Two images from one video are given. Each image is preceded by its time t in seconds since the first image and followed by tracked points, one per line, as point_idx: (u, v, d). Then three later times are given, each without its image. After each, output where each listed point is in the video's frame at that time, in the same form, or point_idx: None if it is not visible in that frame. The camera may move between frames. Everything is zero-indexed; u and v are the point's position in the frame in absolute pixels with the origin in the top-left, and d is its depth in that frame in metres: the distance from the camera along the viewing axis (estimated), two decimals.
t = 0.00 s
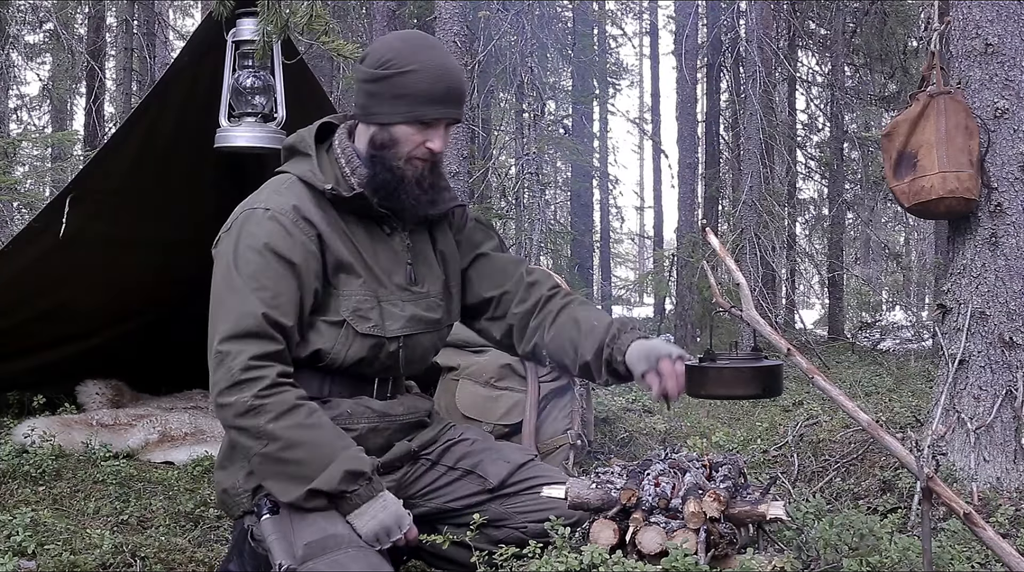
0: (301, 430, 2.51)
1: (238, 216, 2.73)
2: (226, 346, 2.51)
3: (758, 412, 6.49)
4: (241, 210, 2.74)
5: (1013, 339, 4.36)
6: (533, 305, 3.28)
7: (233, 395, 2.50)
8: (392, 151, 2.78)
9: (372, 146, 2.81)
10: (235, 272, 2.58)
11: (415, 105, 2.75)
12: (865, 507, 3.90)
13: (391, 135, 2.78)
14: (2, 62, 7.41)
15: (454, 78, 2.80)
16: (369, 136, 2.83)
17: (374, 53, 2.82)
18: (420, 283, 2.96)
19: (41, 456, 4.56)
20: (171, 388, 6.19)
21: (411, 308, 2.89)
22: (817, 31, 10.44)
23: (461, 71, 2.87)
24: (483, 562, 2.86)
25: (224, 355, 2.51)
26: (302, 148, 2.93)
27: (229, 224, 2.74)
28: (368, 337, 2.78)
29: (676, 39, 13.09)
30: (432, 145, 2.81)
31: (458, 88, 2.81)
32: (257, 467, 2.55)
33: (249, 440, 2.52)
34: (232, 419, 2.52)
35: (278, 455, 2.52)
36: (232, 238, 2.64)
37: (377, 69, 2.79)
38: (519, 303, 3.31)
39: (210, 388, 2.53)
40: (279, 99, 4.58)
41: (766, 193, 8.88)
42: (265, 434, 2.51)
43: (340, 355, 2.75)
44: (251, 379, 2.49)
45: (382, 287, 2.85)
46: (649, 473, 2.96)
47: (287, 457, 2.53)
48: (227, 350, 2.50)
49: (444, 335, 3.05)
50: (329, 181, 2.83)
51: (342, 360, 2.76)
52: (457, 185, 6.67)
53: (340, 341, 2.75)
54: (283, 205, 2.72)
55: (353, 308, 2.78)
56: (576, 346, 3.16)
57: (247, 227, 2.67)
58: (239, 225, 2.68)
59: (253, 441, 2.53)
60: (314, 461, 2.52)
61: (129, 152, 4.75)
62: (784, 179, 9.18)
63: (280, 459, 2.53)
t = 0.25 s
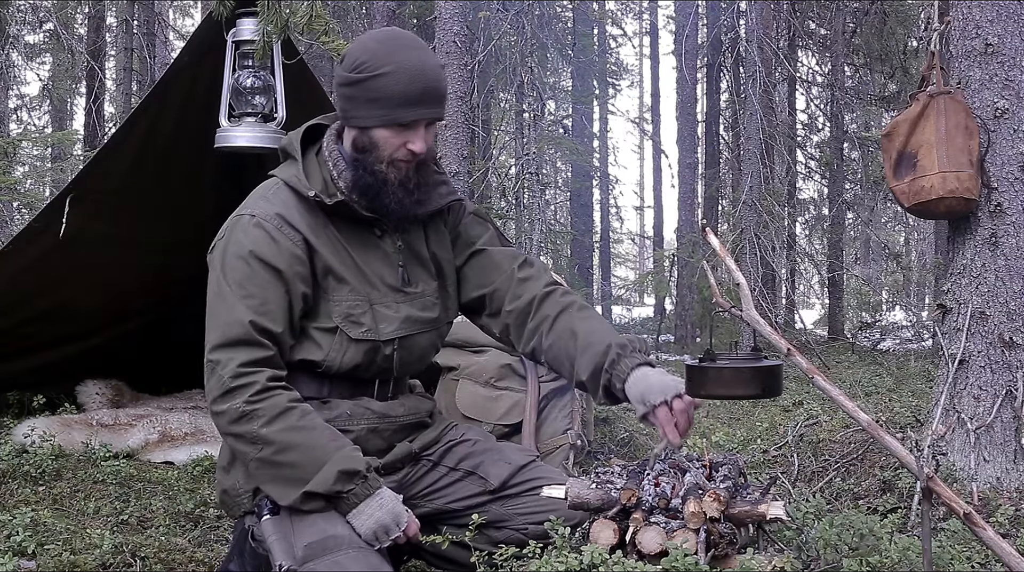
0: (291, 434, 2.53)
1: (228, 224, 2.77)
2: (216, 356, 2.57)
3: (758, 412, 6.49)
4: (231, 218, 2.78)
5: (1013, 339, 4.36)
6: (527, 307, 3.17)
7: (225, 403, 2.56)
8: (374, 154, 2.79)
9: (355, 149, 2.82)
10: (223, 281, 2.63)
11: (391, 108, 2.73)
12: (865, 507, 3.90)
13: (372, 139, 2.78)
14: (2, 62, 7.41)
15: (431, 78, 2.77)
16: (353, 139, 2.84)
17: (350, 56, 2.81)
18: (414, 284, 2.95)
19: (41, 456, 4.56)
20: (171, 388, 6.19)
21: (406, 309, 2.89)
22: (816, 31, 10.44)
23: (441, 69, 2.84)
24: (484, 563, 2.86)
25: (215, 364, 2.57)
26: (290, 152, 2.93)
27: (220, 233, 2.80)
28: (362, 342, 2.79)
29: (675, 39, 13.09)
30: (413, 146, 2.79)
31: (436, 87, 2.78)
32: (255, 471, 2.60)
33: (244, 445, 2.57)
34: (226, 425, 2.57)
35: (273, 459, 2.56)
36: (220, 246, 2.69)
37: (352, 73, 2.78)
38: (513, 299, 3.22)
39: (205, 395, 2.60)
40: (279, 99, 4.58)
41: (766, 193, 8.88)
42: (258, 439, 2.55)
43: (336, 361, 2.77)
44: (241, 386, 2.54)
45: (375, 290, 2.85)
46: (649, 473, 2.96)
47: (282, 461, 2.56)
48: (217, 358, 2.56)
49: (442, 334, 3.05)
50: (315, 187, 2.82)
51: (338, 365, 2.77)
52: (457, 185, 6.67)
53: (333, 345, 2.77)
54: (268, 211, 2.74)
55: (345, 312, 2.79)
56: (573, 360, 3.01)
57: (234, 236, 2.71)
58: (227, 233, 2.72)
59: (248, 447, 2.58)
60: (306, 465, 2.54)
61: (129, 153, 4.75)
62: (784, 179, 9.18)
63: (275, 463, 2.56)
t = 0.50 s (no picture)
0: (287, 438, 2.54)
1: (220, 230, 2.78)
2: (211, 362, 2.57)
3: (759, 412, 6.49)
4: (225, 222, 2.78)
5: (1013, 339, 4.36)
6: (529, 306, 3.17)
7: (222, 408, 2.56)
8: (366, 158, 2.82)
9: (348, 151, 2.85)
10: (217, 285, 2.63)
11: (383, 112, 2.77)
12: (865, 507, 3.90)
13: (364, 142, 2.82)
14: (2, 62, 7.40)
15: (422, 82, 2.80)
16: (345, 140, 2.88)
17: (343, 59, 2.85)
18: (410, 286, 2.96)
19: (41, 456, 4.56)
20: (171, 388, 6.19)
21: (403, 311, 2.89)
22: (817, 31, 10.44)
23: (433, 72, 2.87)
24: (484, 563, 2.86)
25: (211, 368, 2.57)
26: (284, 154, 2.93)
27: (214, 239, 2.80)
28: (359, 344, 2.79)
29: (675, 39, 13.09)
30: (406, 150, 2.84)
31: (428, 91, 2.81)
32: (253, 475, 2.61)
33: (242, 450, 2.58)
34: (223, 430, 2.58)
35: (271, 463, 2.57)
36: (214, 251, 2.69)
37: (345, 77, 2.81)
38: (514, 298, 3.21)
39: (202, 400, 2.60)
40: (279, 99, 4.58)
41: (766, 193, 8.88)
42: (255, 443, 2.56)
43: (334, 365, 2.77)
44: (237, 391, 2.54)
45: (372, 293, 2.85)
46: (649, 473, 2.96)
47: (280, 465, 2.57)
48: (213, 363, 2.57)
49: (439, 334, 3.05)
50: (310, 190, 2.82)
51: (335, 368, 2.78)
52: (458, 184, 6.68)
53: (330, 348, 2.77)
54: (261, 214, 2.74)
55: (341, 316, 2.79)
56: (572, 357, 3.01)
57: (227, 241, 2.71)
58: (221, 237, 2.73)
59: (246, 451, 2.58)
60: (304, 468, 2.55)
61: (129, 152, 4.75)
62: (784, 178, 9.18)
63: (272, 467, 2.57)
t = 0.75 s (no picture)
0: (284, 444, 2.52)
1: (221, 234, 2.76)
2: (208, 368, 2.57)
3: (759, 412, 6.50)
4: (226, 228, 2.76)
5: (1013, 339, 4.36)
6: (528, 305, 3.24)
7: (218, 415, 2.56)
8: (359, 161, 2.77)
9: (344, 153, 2.80)
10: (217, 293, 2.62)
11: (379, 118, 2.69)
12: (865, 507, 3.90)
13: (359, 145, 2.76)
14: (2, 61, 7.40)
15: (421, 92, 2.72)
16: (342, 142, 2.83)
17: (347, 59, 2.79)
18: (413, 289, 2.95)
19: (41, 456, 4.56)
20: (171, 388, 6.19)
21: (407, 314, 2.88)
22: (817, 31, 10.44)
23: (435, 83, 2.78)
24: (484, 563, 2.86)
25: (210, 375, 2.56)
26: (286, 154, 2.91)
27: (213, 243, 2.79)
28: (362, 349, 2.80)
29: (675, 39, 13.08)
30: (399, 158, 2.76)
31: (425, 102, 2.72)
32: (251, 480, 2.60)
33: (238, 455, 2.58)
34: (221, 437, 2.57)
35: (268, 468, 2.55)
36: (215, 258, 2.68)
37: (346, 78, 2.76)
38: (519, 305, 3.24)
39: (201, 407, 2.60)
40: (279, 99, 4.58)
41: (766, 193, 8.88)
42: (252, 450, 2.55)
43: (336, 368, 2.78)
44: (235, 398, 2.53)
45: (376, 296, 2.84)
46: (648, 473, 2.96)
47: (277, 470, 2.56)
48: (212, 370, 2.56)
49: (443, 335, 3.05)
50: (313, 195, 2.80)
51: (337, 372, 2.78)
52: (458, 184, 6.68)
53: (334, 353, 2.77)
54: (264, 220, 2.71)
55: (346, 319, 2.79)
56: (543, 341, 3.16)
57: (226, 246, 2.69)
58: (222, 244, 2.71)
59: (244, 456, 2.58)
60: (300, 474, 2.54)
61: (128, 153, 4.75)
62: (784, 178, 9.18)
63: (269, 472, 2.56)
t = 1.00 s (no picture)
0: (368, 427, 2.22)
1: (248, 232, 2.46)
2: (275, 362, 2.25)
3: (758, 412, 6.51)
4: (246, 236, 2.46)
5: (1013, 339, 4.36)
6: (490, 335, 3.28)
7: (293, 406, 2.22)
8: (373, 168, 2.52)
9: (359, 158, 2.55)
10: (261, 290, 2.31)
11: (395, 125, 2.43)
12: (865, 507, 3.90)
13: (373, 152, 2.50)
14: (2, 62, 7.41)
15: (441, 99, 2.46)
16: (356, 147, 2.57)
17: (361, 65, 2.53)
18: (423, 295, 2.73)
19: (41, 456, 4.56)
20: (171, 388, 6.19)
21: (416, 323, 2.68)
22: (817, 31, 10.44)
23: (454, 94, 2.52)
24: (484, 564, 2.83)
25: (279, 366, 2.24)
26: (297, 155, 2.65)
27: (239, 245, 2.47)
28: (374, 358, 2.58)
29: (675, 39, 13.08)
30: (414, 165, 2.50)
31: (445, 111, 2.46)
32: (329, 473, 2.27)
33: (315, 449, 2.24)
34: (297, 432, 2.23)
35: (349, 456, 2.23)
36: (247, 261, 2.37)
37: (362, 82, 2.50)
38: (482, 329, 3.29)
39: (268, 407, 2.25)
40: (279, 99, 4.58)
41: (766, 193, 8.88)
42: (334, 439, 2.22)
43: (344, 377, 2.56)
44: (313, 384, 2.23)
45: (390, 303, 2.62)
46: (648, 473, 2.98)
47: (359, 457, 2.23)
48: (281, 362, 2.24)
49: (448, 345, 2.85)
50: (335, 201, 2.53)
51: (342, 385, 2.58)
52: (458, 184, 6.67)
53: (351, 363, 2.54)
54: (294, 217, 2.45)
55: (364, 328, 2.53)
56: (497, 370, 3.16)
57: (262, 241, 2.40)
58: (248, 247, 2.40)
59: (320, 449, 2.24)
60: (392, 457, 2.23)
61: (129, 154, 4.75)
62: (784, 178, 9.18)
63: (352, 460, 2.23)
